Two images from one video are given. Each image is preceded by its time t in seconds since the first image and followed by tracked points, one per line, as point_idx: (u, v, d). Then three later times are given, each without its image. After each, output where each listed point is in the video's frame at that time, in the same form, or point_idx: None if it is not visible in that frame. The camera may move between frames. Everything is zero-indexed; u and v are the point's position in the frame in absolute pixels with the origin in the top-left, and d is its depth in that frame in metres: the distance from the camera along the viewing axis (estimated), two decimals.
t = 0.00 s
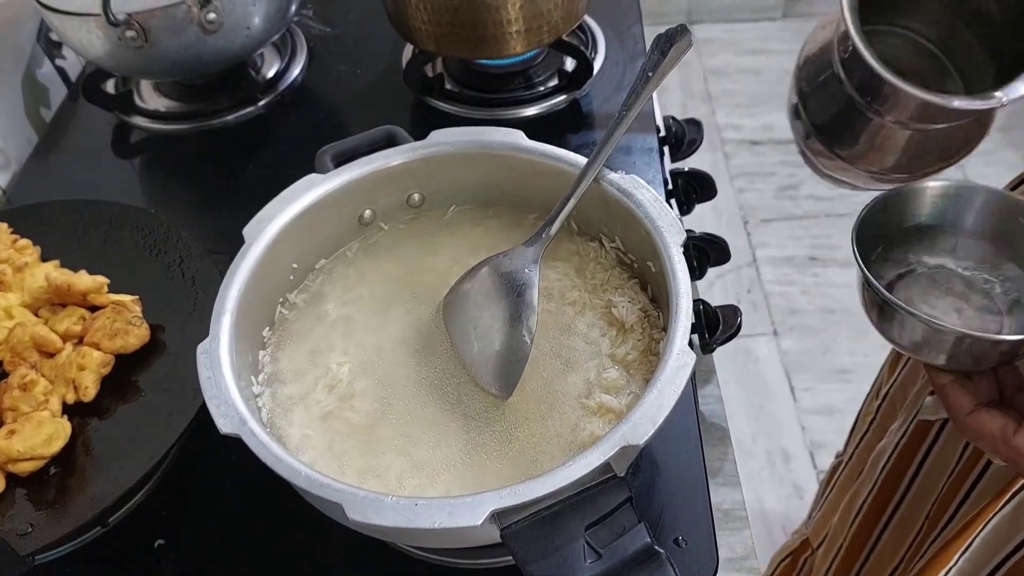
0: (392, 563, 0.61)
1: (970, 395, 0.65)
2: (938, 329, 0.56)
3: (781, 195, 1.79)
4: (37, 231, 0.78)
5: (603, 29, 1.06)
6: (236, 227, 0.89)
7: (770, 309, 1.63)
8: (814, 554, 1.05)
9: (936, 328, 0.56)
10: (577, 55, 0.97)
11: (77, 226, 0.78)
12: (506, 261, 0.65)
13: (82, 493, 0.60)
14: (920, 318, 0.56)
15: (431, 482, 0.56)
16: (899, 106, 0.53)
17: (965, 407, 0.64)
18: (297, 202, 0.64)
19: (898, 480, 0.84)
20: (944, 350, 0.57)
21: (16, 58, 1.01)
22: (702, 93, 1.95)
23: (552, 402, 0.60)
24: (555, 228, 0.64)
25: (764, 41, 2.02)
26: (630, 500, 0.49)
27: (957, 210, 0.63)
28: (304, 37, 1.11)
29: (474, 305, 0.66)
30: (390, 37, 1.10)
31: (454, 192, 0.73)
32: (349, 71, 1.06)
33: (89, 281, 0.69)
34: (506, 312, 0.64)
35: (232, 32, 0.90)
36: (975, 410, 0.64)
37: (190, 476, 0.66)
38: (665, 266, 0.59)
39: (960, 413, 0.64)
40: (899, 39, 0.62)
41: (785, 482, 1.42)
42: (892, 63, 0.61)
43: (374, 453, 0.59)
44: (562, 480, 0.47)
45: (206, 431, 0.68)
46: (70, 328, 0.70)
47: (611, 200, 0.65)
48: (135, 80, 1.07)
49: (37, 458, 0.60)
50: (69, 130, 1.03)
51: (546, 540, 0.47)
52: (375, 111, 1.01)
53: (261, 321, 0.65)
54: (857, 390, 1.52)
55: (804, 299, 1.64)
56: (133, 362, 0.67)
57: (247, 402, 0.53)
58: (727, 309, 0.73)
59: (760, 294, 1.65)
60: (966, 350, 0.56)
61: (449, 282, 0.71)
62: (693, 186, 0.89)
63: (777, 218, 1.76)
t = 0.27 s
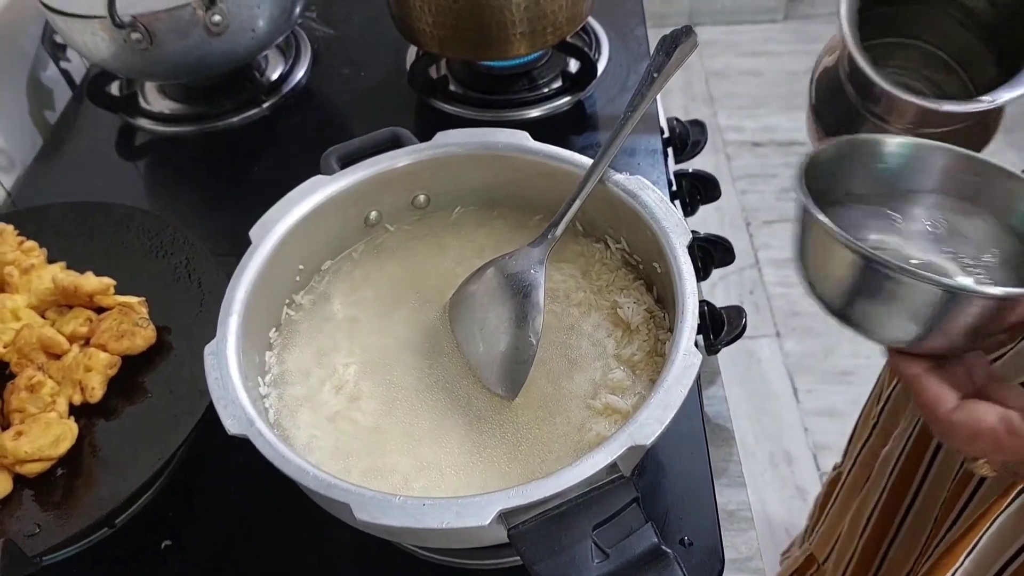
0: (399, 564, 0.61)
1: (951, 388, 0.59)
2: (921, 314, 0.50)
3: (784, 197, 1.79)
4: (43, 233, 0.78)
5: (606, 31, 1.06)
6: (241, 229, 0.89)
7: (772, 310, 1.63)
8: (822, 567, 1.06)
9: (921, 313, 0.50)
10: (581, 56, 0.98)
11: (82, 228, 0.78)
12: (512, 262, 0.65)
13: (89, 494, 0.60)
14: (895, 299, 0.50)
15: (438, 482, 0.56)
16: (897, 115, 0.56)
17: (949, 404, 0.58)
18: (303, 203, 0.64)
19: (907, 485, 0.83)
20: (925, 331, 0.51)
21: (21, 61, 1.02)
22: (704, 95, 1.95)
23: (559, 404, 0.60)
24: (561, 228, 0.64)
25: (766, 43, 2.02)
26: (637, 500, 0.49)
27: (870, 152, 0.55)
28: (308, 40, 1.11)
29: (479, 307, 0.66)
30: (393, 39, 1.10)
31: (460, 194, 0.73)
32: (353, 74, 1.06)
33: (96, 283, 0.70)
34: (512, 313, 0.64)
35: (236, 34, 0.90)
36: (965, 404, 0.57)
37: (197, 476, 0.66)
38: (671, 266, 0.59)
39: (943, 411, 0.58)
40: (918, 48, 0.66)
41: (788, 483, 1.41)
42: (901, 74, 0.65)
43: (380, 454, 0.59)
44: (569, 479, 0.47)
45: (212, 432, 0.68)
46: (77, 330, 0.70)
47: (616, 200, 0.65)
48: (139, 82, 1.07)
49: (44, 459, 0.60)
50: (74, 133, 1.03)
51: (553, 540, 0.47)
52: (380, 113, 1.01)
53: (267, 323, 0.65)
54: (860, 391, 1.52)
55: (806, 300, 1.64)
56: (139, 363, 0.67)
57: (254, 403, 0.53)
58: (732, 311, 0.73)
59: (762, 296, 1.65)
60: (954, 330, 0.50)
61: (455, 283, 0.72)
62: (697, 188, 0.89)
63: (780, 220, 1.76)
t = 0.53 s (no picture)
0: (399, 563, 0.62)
1: (749, 394, 0.43)
2: (662, 301, 0.39)
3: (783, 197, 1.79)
4: (43, 233, 0.78)
5: (605, 31, 1.06)
6: (241, 229, 0.89)
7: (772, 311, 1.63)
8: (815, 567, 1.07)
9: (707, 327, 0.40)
10: (581, 57, 0.98)
11: (82, 228, 0.78)
12: (512, 262, 0.65)
13: (89, 493, 0.60)
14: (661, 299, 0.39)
15: (439, 482, 0.56)
16: (851, 100, 0.69)
17: (748, 413, 0.42)
18: (303, 203, 0.64)
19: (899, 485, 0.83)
20: (660, 321, 0.41)
21: (21, 61, 1.02)
22: (703, 96, 1.95)
23: (560, 403, 0.60)
24: (562, 228, 0.64)
25: (765, 43, 2.03)
26: (636, 500, 0.48)
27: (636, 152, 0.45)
28: (307, 40, 1.11)
29: (480, 306, 0.65)
30: (393, 39, 1.10)
31: (460, 194, 0.74)
32: (353, 74, 1.06)
33: (96, 283, 0.70)
34: (513, 313, 0.64)
35: (236, 35, 0.90)
36: (767, 410, 0.42)
37: (198, 475, 0.66)
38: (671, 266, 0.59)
39: (741, 422, 0.42)
40: (878, 42, 0.79)
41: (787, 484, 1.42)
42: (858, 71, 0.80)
43: (380, 454, 0.59)
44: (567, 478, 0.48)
45: (213, 431, 0.68)
46: (77, 329, 0.70)
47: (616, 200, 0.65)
48: (139, 83, 1.07)
49: (44, 458, 0.60)
50: (74, 133, 1.03)
51: (554, 538, 0.47)
52: (379, 113, 1.01)
53: (267, 322, 0.65)
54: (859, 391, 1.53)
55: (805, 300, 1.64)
56: (139, 363, 0.67)
57: (254, 402, 0.53)
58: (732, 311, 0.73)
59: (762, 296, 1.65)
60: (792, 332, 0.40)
61: (455, 283, 0.72)
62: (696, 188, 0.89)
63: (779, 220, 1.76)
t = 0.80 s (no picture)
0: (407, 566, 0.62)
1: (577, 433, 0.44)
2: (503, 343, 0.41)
3: (785, 201, 1.80)
4: (51, 236, 0.78)
5: (609, 36, 1.07)
6: (247, 232, 0.90)
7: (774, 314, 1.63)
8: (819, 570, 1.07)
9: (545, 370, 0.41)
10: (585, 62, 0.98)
11: (90, 231, 0.78)
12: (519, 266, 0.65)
13: (98, 495, 0.60)
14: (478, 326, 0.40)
15: (447, 484, 0.57)
16: (849, 99, 0.71)
17: (574, 451, 0.43)
18: (311, 207, 0.65)
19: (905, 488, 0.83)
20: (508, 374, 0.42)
21: (29, 65, 1.02)
22: (705, 100, 1.96)
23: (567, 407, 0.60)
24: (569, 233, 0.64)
25: (768, 47, 2.03)
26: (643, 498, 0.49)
27: (493, 232, 0.47)
28: (313, 44, 1.11)
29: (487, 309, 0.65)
30: (398, 44, 1.11)
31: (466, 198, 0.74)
32: (358, 78, 1.06)
33: (105, 286, 0.70)
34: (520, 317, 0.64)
35: (243, 40, 0.91)
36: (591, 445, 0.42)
37: (206, 477, 0.66)
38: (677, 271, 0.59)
39: (565, 461, 0.42)
40: (879, 44, 0.79)
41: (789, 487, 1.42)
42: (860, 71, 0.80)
43: (387, 457, 0.59)
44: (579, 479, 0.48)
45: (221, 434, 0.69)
46: (86, 332, 0.70)
47: (622, 205, 0.66)
48: (146, 87, 1.07)
49: (54, 460, 0.60)
50: (81, 137, 1.03)
51: (562, 540, 0.48)
52: (385, 117, 1.01)
53: (275, 325, 0.66)
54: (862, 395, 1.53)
55: (808, 304, 1.65)
56: (148, 365, 0.68)
57: (264, 405, 0.54)
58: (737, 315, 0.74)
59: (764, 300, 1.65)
60: (626, 380, 0.43)
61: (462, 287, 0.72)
62: (700, 193, 0.89)
63: (781, 224, 1.76)
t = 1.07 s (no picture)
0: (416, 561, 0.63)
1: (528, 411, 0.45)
2: (470, 321, 0.43)
3: (788, 201, 1.80)
4: (63, 235, 0.79)
5: (614, 35, 1.08)
6: (256, 231, 0.90)
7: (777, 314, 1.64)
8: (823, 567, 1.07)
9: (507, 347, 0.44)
10: (590, 61, 0.99)
11: (101, 230, 0.79)
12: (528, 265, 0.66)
13: (111, 491, 0.61)
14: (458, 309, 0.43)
15: (458, 480, 0.57)
16: (842, 96, 0.72)
17: (528, 425, 0.44)
18: (321, 206, 0.65)
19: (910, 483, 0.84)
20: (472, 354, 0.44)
21: (38, 66, 1.03)
22: (707, 100, 1.96)
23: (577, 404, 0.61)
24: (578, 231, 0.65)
25: (769, 47, 2.04)
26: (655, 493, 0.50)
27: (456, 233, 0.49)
28: (319, 44, 1.12)
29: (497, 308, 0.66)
30: (403, 44, 1.11)
31: (475, 197, 0.75)
32: (364, 78, 1.07)
33: (116, 283, 0.71)
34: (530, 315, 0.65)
35: (251, 40, 0.92)
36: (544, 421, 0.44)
37: (218, 473, 0.67)
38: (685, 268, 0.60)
39: (517, 436, 0.44)
40: (875, 41, 0.80)
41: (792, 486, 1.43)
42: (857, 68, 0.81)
43: (399, 452, 0.60)
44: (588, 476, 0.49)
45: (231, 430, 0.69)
46: (98, 329, 0.71)
47: (630, 203, 0.66)
48: (153, 86, 1.08)
49: (67, 456, 0.61)
50: (89, 136, 1.04)
51: (573, 535, 0.48)
52: (391, 117, 1.02)
53: (286, 323, 0.66)
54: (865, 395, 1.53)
55: (810, 303, 1.65)
56: (159, 362, 0.68)
57: (277, 400, 0.54)
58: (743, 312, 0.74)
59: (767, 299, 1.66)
60: (581, 371, 0.46)
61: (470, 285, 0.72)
62: (706, 192, 0.90)
63: (783, 224, 1.77)
